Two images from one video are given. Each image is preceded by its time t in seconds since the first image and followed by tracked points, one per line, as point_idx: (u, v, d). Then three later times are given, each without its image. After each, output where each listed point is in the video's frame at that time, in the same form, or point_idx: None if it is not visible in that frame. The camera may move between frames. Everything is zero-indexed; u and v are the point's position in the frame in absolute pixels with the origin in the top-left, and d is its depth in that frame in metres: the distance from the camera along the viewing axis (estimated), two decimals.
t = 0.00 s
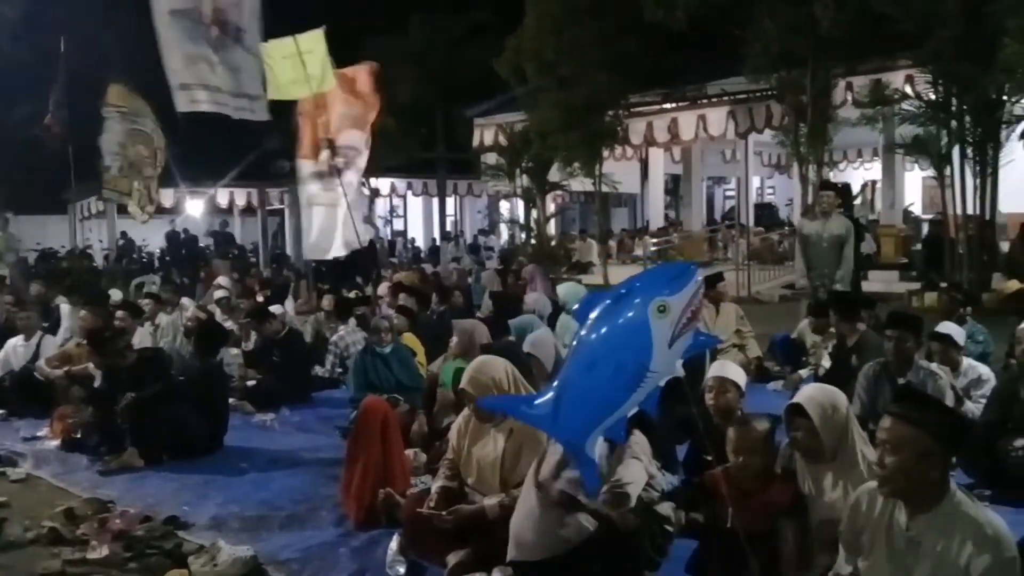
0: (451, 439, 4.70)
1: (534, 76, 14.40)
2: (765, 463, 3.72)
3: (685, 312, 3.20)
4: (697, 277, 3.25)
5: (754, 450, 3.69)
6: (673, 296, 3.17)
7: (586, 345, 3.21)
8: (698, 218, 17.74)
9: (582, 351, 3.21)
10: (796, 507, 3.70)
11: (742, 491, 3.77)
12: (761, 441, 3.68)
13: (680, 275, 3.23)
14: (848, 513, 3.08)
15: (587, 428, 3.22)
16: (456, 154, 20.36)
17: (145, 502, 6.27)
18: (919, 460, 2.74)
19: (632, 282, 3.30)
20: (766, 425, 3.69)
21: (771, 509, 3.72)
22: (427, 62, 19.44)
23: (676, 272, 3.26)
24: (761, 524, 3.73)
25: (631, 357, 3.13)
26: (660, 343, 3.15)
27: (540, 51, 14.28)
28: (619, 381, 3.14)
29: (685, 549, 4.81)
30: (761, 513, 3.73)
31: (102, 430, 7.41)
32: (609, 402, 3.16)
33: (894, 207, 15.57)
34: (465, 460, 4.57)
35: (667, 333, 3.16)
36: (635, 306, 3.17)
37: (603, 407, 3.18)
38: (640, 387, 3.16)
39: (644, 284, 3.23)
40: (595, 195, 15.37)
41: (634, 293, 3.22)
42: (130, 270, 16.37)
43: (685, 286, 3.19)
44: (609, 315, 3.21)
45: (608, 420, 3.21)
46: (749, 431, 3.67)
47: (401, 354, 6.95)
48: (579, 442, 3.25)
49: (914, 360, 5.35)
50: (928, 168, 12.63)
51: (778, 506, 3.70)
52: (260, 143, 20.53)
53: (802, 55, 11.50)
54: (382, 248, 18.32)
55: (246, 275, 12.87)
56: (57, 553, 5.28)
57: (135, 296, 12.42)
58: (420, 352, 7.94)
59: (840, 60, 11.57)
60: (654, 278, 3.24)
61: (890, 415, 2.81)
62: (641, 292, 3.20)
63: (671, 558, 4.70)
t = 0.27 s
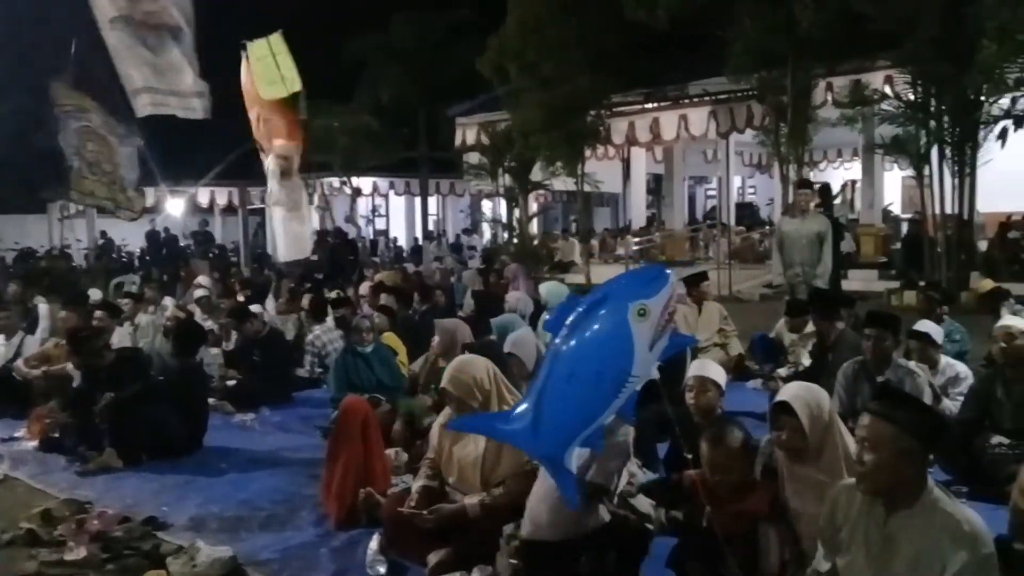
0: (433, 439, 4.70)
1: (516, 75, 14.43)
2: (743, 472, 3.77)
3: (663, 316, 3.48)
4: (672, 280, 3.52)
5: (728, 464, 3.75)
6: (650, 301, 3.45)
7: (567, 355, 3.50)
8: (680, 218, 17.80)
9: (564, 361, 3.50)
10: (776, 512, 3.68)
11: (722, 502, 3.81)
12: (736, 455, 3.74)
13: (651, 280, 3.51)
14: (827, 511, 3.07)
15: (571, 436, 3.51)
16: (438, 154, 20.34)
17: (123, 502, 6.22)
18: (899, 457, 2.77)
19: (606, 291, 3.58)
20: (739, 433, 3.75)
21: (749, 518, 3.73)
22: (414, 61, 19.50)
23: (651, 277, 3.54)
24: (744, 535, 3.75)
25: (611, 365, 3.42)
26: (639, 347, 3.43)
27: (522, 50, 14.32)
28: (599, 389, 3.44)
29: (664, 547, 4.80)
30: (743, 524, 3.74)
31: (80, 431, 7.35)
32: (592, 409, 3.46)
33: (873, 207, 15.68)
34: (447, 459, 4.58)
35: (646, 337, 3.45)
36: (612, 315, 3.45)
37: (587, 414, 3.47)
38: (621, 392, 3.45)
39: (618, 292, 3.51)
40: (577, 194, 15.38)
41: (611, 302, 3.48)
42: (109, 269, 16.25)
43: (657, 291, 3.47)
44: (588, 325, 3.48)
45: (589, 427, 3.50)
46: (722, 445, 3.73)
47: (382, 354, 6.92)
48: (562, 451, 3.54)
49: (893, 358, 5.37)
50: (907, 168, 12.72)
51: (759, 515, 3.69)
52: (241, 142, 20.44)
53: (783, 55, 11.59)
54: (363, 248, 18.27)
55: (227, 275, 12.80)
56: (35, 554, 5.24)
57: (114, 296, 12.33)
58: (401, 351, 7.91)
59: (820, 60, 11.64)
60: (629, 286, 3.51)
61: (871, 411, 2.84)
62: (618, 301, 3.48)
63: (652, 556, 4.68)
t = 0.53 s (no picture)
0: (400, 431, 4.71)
1: (485, 65, 14.37)
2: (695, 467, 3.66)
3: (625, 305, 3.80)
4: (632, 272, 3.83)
5: (679, 461, 3.65)
6: (616, 293, 3.74)
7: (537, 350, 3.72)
8: (648, 209, 17.87)
9: (534, 355, 3.72)
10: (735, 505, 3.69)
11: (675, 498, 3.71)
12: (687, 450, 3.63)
13: (611, 273, 3.80)
14: (791, 499, 3.11)
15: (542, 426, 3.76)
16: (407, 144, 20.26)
17: (85, 496, 6.14)
18: (863, 445, 2.80)
19: (567, 285, 3.83)
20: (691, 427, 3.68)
21: (702, 513, 3.66)
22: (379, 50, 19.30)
23: (612, 268, 3.83)
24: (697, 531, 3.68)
25: (582, 356, 3.70)
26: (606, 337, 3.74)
27: (491, 40, 14.30)
28: (571, 380, 3.70)
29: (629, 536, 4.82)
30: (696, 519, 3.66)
31: (42, 424, 7.23)
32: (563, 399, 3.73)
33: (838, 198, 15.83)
34: (414, 450, 4.58)
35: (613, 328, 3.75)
36: (580, 308, 3.72)
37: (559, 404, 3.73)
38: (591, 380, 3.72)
39: (581, 287, 3.77)
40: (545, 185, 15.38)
41: (575, 298, 3.74)
42: (73, 260, 16.02)
43: (621, 283, 3.76)
44: (557, 318, 3.73)
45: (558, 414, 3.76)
46: (673, 440, 3.64)
47: (349, 345, 6.89)
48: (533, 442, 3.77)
49: (856, 349, 5.43)
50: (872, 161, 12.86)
51: (713, 509, 3.64)
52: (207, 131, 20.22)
53: (750, 47, 11.67)
54: (331, 238, 18.17)
55: (192, 265, 12.66)
56: None
57: (77, 286, 12.16)
58: (367, 342, 7.87)
59: (787, 53, 11.70)
60: (591, 280, 3.77)
61: (834, 400, 2.87)
62: (584, 295, 3.74)
63: (617, 544, 4.71)
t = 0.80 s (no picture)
0: (378, 425, 4.74)
1: (464, 56, 14.36)
2: (660, 457, 3.78)
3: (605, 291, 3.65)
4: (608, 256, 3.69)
5: (648, 454, 3.76)
6: (597, 279, 3.58)
7: (517, 339, 3.52)
8: (627, 202, 17.92)
9: (514, 345, 3.51)
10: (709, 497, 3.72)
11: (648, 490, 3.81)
12: (656, 443, 3.75)
13: (589, 258, 3.64)
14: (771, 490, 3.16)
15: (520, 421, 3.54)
16: (386, 135, 20.20)
17: (61, 489, 6.10)
18: (838, 437, 2.82)
19: (541, 272, 3.65)
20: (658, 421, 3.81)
21: (676, 505, 3.72)
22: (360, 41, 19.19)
23: (589, 253, 3.67)
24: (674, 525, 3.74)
25: (564, 344, 3.51)
26: (585, 325, 3.57)
27: (470, 31, 14.28)
28: (550, 370, 3.50)
29: (609, 527, 4.85)
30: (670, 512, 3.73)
31: (17, 419, 7.17)
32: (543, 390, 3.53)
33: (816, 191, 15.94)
34: (393, 444, 4.62)
35: (593, 315, 3.59)
36: (560, 294, 3.55)
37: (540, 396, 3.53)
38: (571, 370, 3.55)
39: (558, 273, 3.60)
40: (525, 177, 15.36)
41: (553, 284, 3.57)
42: (48, 251, 15.87)
43: (599, 268, 3.61)
44: (537, 306, 3.54)
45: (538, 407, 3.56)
46: (642, 434, 3.75)
47: (328, 338, 6.86)
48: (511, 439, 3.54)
49: (834, 341, 5.46)
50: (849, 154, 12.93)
51: (688, 501, 3.70)
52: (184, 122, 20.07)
53: (729, 41, 11.70)
54: (310, 230, 18.09)
55: (169, 257, 12.57)
56: None
57: (53, 278, 12.06)
58: (347, 335, 7.86)
59: (765, 46, 11.73)
60: (568, 266, 3.61)
61: (808, 393, 2.90)
62: (564, 281, 3.57)
63: (597, 536, 4.73)
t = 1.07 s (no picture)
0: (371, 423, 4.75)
1: (457, 56, 14.36)
2: (649, 462, 3.91)
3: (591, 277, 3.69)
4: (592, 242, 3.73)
5: (640, 452, 3.88)
6: (586, 265, 3.62)
7: (510, 328, 3.52)
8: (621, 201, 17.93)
9: (510, 333, 3.52)
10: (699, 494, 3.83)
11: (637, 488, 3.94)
12: (647, 441, 3.86)
13: (576, 245, 3.66)
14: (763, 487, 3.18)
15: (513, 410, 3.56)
16: (379, 134, 20.18)
17: (52, 488, 6.09)
18: (821, 437, 2.85)
19: (529, 259, 3.66)
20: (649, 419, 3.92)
21: (667, 503, 3.86)
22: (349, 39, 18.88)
23: (575, 239, 3.70)
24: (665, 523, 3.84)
25: (555, 332, 3.54)
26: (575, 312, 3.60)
27: (464, 31, 14.30)
28: (543, 358, 3.53)
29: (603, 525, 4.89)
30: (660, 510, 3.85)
31: (8, 418, 7.15)
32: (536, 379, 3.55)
33: (809, 190, 15.98)
34: (388, 441, 4.63)
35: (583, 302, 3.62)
36: (551, 282, 3.56)
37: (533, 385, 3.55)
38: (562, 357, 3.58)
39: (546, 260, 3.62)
40: (519, 176, 15.35)
41: (544, 271, 3.58)
42: (41, 250, 15.81)
43: (587, 255, 3.63)
44: (531, 293, 3.55)
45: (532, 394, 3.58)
46: (633, 433, 3.86)
47: (322, 336, 6.87)
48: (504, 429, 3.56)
49: (826, 340, 5.49)
50: (841, 153, 12.95)
51: (678, 498, 3.84)
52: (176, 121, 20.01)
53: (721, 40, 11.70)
54: (303, 229, 18.05)
55: (161, 256, 12.54)
56: None
57: (46, 277, 12.02)
58: (341, 334, 7.87)
59: (758, 46, 11.74)
60: (557, 253, 3.62)
61: (793, 394, 2.92)
62: (556, 267, 3.58)
63: (593, 534, 4.74)
